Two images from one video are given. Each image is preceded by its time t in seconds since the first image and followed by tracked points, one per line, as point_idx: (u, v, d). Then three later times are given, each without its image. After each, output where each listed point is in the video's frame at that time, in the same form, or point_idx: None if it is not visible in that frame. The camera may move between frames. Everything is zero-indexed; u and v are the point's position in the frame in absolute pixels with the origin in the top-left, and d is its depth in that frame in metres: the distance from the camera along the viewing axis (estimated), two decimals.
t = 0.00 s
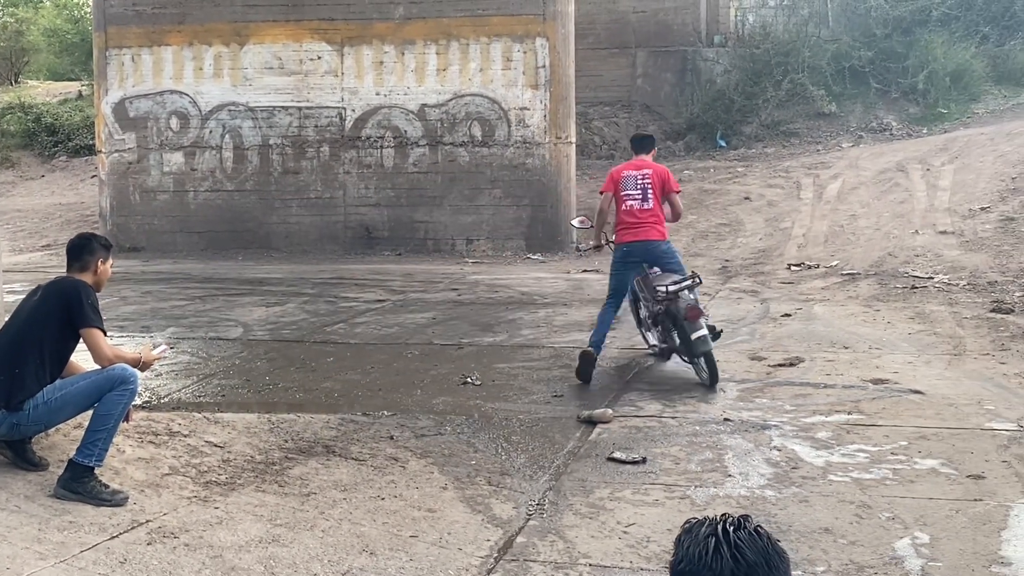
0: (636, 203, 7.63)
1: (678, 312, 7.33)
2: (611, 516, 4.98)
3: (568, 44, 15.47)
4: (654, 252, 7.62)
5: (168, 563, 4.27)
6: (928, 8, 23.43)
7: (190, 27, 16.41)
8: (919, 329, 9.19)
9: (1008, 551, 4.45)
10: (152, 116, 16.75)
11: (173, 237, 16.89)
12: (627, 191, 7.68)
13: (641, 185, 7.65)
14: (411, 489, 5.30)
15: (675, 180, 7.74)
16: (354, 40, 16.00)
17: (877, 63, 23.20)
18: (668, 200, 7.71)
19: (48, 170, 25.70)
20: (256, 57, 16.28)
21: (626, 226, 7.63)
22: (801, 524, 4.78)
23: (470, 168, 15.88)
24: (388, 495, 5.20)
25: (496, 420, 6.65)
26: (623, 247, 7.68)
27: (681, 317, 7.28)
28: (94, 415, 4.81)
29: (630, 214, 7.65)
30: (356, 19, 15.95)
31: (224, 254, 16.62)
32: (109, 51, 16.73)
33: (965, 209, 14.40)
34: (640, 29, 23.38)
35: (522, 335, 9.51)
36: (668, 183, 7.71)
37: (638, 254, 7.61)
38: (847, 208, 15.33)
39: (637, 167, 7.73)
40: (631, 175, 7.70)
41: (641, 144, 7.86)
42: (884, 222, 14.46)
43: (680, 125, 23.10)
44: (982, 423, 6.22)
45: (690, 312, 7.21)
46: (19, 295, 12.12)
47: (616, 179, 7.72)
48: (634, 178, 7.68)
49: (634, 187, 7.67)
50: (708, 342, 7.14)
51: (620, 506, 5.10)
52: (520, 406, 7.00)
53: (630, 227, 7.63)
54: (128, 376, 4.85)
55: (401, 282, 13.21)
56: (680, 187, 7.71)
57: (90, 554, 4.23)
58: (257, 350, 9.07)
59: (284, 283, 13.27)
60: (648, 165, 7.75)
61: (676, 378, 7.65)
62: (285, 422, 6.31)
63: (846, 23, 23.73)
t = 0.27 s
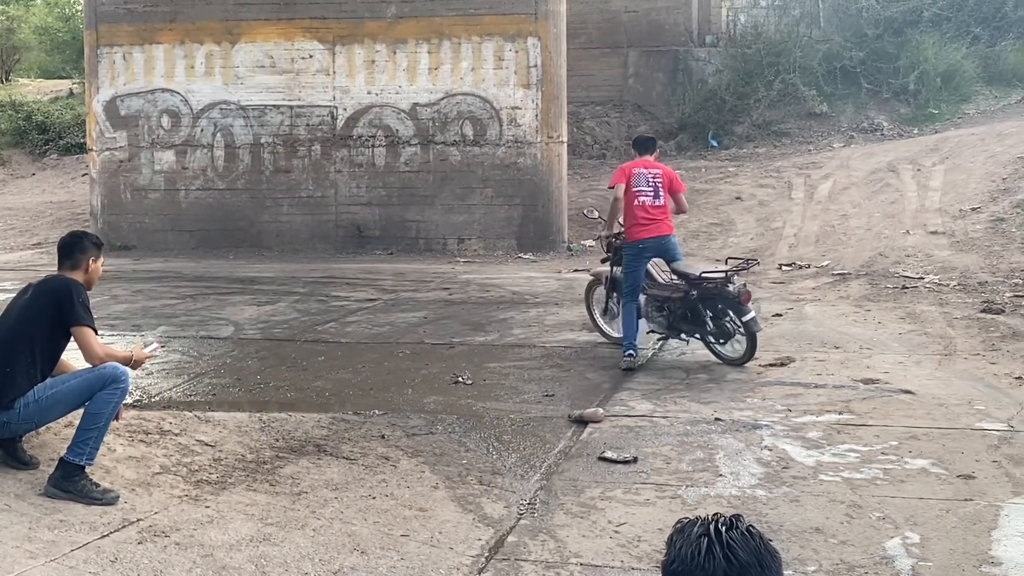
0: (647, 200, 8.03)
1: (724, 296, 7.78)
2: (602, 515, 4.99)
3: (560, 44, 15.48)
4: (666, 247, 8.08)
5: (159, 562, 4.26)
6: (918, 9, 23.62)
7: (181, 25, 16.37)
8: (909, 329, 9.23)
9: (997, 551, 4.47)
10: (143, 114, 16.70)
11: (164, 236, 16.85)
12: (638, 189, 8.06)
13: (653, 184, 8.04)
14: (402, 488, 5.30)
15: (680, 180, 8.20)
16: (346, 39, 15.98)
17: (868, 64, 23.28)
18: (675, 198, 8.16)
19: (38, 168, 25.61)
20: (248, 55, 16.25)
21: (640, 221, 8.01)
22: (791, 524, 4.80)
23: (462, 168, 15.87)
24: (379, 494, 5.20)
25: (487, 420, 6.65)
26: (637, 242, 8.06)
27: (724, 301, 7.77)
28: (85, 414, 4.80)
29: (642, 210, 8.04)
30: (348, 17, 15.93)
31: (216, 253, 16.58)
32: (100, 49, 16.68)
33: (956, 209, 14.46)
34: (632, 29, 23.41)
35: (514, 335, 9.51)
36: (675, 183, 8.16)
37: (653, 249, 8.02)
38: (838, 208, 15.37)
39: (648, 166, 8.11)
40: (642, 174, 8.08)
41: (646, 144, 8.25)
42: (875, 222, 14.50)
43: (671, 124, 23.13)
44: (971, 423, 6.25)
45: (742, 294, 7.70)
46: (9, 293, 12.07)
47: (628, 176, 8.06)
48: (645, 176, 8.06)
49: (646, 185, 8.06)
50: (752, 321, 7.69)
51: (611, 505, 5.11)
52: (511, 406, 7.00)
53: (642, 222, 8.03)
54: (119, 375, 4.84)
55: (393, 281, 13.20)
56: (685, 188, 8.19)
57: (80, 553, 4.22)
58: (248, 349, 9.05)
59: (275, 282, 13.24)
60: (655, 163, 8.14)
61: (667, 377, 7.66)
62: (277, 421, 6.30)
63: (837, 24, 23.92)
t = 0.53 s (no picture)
0: (649, 192, 8.48)
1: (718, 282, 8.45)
2: (597, 515, 4.99)
3: (555, 43, 15.48)
4: (658, 237, 8.59)
5: (154, 560, 4.25)
6: (914, 10, 23.71)
7: (176, 23, 16.34)
8: (904, 330, 9.24)
9: (992, 551, 4.48)
10: (138, 113, 16.66)
11: (159, 235, 16.82)
12: (641, 180, 8.50)
13: (652, 177, 8.54)
14: (397, 487, 5.29)
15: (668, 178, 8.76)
16: (341, 38, 15.96)
17: (864, 64, 23.32)
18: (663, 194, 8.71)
19: (33, 166, 25.56)
20: (243, 54, 16.22)
21: (644, 210, 8.42)
22: (786, 524, 4.80)
23: (457, 167, 15.86)
24: (374, 494, 5.19)
25: (483, 419, 6.65)
26: (636, 230, 8.45)
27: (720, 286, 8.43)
28: (80, 413, 4.79)
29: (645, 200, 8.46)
30: (343, 16, 15.91)
31: (211, 252, 16.56)
32: (95, 47, 16.65)
33: (951, 209, 14.49)
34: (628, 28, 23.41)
35: (509, 334, 9.51)
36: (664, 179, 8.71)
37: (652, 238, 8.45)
38: (833, 209, 15.39)
39: (647, 160, 8.57)
40: (643, 166, 8.53)
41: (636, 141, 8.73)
42: (870, 222, 14.53)
43: (667, 124, 23.15)
44: (966, 424, 6.26)
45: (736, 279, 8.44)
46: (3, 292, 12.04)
47: (631, 167, 8.45)
48: (645, 168, 8.53)
49: (646, 177, 8.51)
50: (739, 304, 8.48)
51: (606, 505, 5.11)
52: (506, 405, 7.00)
53: (644, 211, 8.44)
54: (114, 373, 4.82)
55: (388, 281, 13.18)
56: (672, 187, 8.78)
57: (75, 552, 4.21)
58: (243, 348, 9.04)
59: (270, 281, 13.22)
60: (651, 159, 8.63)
61: (662, 377, 7.66)
62: (271, 420, 6.29)
63: (832, 24, 23.99)
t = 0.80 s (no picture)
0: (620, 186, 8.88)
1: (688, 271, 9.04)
2: (595, 514, 4.99)
3: (554, 42, 15.47)
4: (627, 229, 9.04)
5: (151, 559, 4.25)
6: (913, 9, 23.75)
7: (175, 22, 16.33)
8: (903, 329, 9.24)
9: (990, 551, 4.48)
10: (137, 111, 16.65)
11: (158, 233, 16.81)
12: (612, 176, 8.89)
13: (621, 173, 8.94)
14: (395, 486, 5.29)
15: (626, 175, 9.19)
16: (340, 36, 15.96)
17: (863, 64, 23.33)
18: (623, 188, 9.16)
19: (31, 165, 25.53)
20: (242, 53, 16.21)
21: (622, 204, 8.80)
22: (784, 523, 4.80)
23: (456, 166, 15.86)
24: (372, 492, 5.19)
25: (481, 418, 6.64)
26: (614, 224, 8.81)
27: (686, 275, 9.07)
28: (77, 411, 4.79)
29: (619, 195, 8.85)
30: (342, 15, 15.90)
31: (209, 251, 16.55)
32: (94, 46, 16.64)
33: (949, 209, 14.49)
34: (627, 28, 23.39)
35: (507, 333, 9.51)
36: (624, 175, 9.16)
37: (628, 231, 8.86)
38: (832, 208, 15.38)
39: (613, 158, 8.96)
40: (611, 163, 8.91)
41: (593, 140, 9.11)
42: (868, 222, 14.53)
43: (666, 124, 23.15)
44: (964, 423, 6.26)
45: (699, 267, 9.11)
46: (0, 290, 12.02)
47: (604, 163, 8.81)
48: (614, 165, 8.93)
49: (616, 173, 8.91)
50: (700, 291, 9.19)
51: (604, 503, 5.11)
52: (503, 403, 7.00)
53: (620, 205, 8.81)
54: (112, 371, 4.82)
55: (386, 279, 13.17)
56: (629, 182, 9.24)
57: (73, 549, 4.21)
58: (241, 347, 9.03)
59: (268, 280, 13.21)
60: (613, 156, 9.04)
61: (660, 376, 7.66)
62: (270, 418, 6.28)
63: (831, 23, 24.08)
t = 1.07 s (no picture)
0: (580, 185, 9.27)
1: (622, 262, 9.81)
2: (596, 512, 5.00)
3: (556, 41, 15.47)
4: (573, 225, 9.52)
5: (153, 557, 4.26)
6: (914, 9, 23.74)
7: (177, 21, 16.34)
8: (903, 329, 9.24)
9: (991, 550, 4.48)
10: (138, 110, 16.66)
11: (159, 232, 16.83)
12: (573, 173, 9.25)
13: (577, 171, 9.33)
14: (396, 484, 5.29)
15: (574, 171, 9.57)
16: (341, 35, 15.96)
17: (864, 63, 23.33)
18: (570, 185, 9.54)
19: (33, 163, 25.54)
20: (244, 52, 16.22)
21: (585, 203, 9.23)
22: (785, 522, 4.81)
23: (457, 165, 15.86)
24: (373, 491, 5.19)
25: (482, 417, 6.65)
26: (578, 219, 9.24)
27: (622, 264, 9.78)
28: (79, 409, 4.80)
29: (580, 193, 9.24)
30: (344, 14, 15.91)
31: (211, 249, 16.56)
32: (96, 44, 16.66)
33: (950, 209, 14.49)
34: (628, 27, 23.37)
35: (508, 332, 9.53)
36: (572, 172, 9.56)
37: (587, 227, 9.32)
38: (833, 208, 15.38)
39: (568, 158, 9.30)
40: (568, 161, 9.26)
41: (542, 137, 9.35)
42: (870, 222, 14.53)
43: (667, 123, 23.16)
44: (965, 423, 6.25)
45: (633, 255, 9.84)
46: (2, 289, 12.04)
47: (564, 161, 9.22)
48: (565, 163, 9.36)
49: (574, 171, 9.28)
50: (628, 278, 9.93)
51: (604, 502, 5.12)
52: (504, 403, 7.01)
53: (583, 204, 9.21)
54: (114, 369, 4.82)
55: (388, 278, 13.18)
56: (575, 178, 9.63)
57: (74, 548, 4.21)
58: (243, 346, 9.05)
59: (270, 279, 13.22)
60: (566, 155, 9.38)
61: (661, 375, 7.67)
62: (271, 417, 6.30)
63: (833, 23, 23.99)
